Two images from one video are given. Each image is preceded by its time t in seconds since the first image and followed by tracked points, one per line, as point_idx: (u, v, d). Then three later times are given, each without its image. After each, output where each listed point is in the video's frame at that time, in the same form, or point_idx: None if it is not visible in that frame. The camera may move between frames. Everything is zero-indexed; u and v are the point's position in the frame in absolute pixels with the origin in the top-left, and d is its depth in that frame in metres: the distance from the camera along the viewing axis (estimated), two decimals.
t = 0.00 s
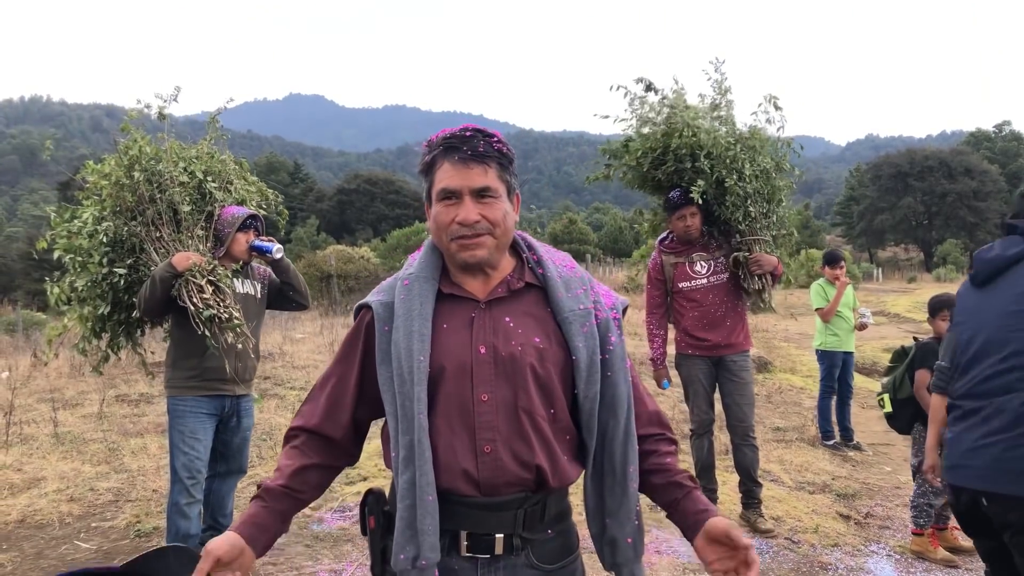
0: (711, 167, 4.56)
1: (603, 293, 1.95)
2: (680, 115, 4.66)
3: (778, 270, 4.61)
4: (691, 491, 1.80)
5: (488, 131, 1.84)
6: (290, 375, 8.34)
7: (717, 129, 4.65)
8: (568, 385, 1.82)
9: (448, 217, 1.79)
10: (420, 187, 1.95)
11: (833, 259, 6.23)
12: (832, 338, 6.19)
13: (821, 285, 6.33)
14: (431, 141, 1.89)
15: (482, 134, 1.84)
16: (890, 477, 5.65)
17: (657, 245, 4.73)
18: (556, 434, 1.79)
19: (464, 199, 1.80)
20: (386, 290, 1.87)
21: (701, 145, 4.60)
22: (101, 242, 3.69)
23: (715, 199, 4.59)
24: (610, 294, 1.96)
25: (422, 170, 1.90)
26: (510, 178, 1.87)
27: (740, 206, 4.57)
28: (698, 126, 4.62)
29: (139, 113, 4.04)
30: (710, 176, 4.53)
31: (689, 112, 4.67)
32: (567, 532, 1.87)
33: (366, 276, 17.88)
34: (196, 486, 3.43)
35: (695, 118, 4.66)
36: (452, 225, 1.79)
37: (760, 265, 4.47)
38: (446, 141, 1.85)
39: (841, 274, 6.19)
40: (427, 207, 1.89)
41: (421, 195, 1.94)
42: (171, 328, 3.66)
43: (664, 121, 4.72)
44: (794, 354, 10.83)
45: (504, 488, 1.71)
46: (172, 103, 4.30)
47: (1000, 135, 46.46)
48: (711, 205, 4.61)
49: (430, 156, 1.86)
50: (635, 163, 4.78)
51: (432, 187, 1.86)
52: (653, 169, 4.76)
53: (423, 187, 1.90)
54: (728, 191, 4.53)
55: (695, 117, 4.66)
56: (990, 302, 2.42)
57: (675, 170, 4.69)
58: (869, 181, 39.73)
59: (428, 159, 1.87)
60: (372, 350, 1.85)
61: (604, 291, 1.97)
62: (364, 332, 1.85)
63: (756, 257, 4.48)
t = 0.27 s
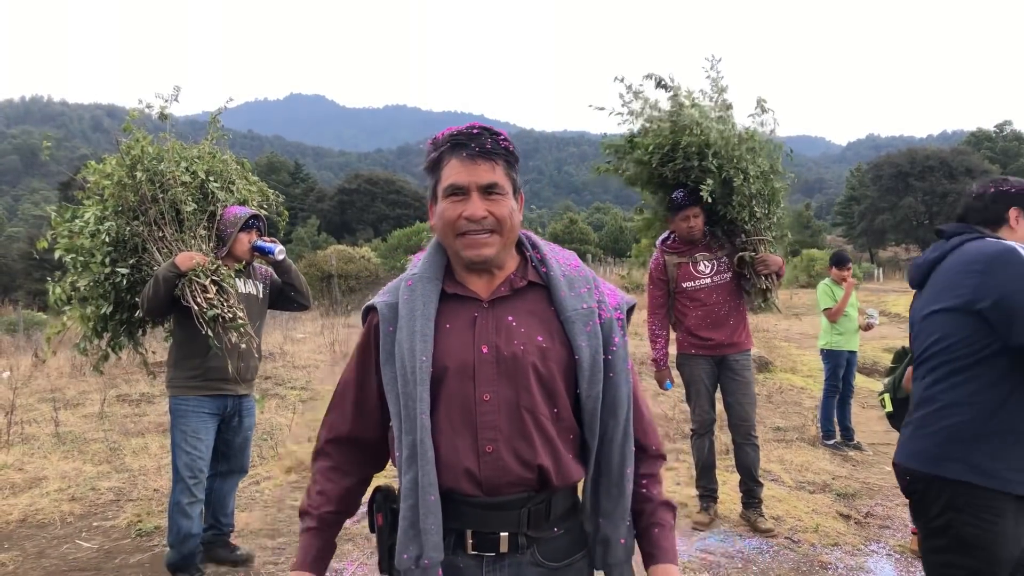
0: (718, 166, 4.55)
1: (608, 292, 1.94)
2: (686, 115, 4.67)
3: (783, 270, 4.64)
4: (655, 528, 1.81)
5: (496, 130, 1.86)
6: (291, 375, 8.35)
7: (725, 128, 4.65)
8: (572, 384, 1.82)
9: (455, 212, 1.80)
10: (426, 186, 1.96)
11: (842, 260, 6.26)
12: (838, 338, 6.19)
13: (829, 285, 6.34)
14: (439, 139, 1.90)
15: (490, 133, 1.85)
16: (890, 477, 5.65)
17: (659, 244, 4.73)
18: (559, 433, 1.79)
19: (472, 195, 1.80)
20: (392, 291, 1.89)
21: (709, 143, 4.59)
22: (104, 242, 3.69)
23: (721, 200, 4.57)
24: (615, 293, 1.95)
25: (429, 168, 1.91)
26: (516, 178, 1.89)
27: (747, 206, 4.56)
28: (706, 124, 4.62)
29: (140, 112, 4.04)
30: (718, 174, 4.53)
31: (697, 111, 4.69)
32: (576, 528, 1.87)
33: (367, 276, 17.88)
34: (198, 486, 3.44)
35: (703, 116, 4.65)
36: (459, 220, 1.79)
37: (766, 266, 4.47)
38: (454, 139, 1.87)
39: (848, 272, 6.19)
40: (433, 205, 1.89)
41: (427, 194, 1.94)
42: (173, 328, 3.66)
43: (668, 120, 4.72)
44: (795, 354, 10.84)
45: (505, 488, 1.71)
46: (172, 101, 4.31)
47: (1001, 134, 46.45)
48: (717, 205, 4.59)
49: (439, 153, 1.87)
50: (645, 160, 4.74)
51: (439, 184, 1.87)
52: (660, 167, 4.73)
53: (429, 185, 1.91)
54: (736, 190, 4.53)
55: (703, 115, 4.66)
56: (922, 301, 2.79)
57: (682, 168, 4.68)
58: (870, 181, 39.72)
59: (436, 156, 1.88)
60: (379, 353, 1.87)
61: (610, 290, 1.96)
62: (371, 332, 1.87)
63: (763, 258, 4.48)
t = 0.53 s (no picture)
0: (721, 166, 4.57)
1: (623, 289, 1.91)
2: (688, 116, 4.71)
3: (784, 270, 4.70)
4: (664, 535, 1.80)
5: (519, 132, 1.87)
6: (292, 375, 8.36)
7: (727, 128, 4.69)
8: (585, 383, 1.80)
9: (490, 211, 1.78)
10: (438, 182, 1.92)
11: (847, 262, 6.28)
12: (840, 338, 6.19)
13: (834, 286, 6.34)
14: (458, 137, 1.88)
15: (515, 133, 1.86)
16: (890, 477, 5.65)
17: (660, 244, 4.71)
18: (572, 431, 1.78)
19: (506, 194, 1.80)
20: (406, 294, 1.92)
21: (712, 143, 4.62)
22: (105, 241, 3.70)
23: (725, 200, 4.60)
24: (631, 291, 1.93)
25: (446, 165, 1.88)
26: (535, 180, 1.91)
27: (750, 206, 4.60)
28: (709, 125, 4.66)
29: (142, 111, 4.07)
30: (721, 175, 4.56)
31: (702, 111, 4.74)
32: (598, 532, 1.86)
33: (368, 276, 17.89)
34: (198, 486, 3.45)
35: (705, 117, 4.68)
36: (494, 219, 1.79)
37: (771, 264, 4.55)
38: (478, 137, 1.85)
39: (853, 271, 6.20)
40: (454, 202, 1.87)
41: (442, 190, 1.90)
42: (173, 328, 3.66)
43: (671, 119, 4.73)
44: (795, 354, 10.84)
45: (518, 485, 1.71)
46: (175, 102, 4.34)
47: (1002, 134, 46.43)
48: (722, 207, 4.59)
49: (464, 150, 1.84)
50: (653, 159, 4.71)
51: (462, 181, 1.84)
52: (666, 167, 4.72)
53: (447, 182, 1.88)
54: (739, 190, 4.57)
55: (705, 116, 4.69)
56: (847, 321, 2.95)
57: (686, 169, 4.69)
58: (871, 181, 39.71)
59: (459, 153, 1.85)
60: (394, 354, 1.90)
61: (626, 288, 1.93)
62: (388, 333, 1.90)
63: (768, 256, 4.56)
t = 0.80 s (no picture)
0: (720, 167, 4.58)
1: (650, 288, 1.87)
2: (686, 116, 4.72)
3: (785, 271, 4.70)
4: (707, 529, 1.72)
5: (543, 133, 1.86)
6: (292, 375, 8.37)
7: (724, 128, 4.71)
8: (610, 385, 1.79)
9: (514, 214, 1.79)
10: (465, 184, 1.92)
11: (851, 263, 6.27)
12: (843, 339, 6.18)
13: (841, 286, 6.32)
14: (482, 139, 1.88)
15: (538, 136, 1.85)
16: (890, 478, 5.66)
17: (661, 245, 4.72)
18: (598, 434, 1.77)
19: (532, 196, 1.79)
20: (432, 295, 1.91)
21: (711, 144, 4.62)
22: (109, 238, 3.70)
23: (725, 201, 4.59)
24: (660, 289, 1.88)
25: (471, 167, 1.88)
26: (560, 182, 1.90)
27: (750, 207, 4.59)
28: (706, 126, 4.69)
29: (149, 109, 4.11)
30: (720, 175, 4.56)
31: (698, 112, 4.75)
32: (618, 539, 1.86)
33: (368, 276, 17.90)
34: (199, 486, 3.45)
35: (703, 117, 4.70)
36: (519, 222, 1.78)
37: (773, 264, 4.55)
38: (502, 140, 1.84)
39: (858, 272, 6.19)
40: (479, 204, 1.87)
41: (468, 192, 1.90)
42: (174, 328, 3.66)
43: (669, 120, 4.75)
44: (796, 354, 10.85)
45: (543, 489, 1.72)
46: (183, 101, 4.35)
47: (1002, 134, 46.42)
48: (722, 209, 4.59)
49: (488, 152, 1.84)
50: (653, 160, 4.71)
51: (485, 184, 1.84)
52: (665, 168, 4.73)
53: (471, 184, 1.88)
54: (739, 190, 4.56)
55: (703, 116, 4.71)
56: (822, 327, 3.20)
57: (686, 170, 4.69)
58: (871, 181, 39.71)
59: (483, 156, 1.85)
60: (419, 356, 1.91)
61: (653, 287, 1.89)
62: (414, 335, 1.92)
63: (769, 257, 4.57)
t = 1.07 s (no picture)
0: (719, 167, 4.57)
1: (680, 296, 1.82)
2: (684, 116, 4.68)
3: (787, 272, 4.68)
4: (739, 537, 1.72)
5: (515, 141, 1.81)
6: (292, 375, 8.37)
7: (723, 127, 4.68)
8: (631, 392, 1.77)
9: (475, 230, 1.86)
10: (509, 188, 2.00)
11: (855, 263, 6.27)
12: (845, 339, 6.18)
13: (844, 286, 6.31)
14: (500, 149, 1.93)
15: (510, 145, 1.82)
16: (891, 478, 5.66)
17: (660, 244, 4.75)
18: (617, 441, 1.76)
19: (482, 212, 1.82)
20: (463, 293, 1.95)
21: (709, 144, 4.60)
22: (112, 235, 3.71)
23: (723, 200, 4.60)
24: (691, 296, 1.83)
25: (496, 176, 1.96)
26: (539, 185, 1.78)
27: (748, 206, 4.59)
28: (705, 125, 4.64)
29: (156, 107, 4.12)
30: (718, 175, 4.55)
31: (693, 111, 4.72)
32: (641, 546, 1.85)
33: (368, 276, 17.89)
34: (200, 486, 3.46)
35: (701, 116, 4.67)
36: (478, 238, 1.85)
37: (771, 266, 4.53)
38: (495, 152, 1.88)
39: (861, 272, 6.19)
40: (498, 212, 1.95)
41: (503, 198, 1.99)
42: (174, 327, 3.65)
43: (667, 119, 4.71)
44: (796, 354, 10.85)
45: (557, 493, 1.73)
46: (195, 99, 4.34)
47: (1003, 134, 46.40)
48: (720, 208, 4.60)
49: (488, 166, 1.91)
50: (648, 163, 4.73)
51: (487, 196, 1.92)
52: (663, 169, 4.73)
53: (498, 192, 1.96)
54: (736, 191, 4.56)
55: (701, 114, 4.68)
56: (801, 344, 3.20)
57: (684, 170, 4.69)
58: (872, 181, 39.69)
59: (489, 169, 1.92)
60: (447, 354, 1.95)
61: (684, 294, 1.84)
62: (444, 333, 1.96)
63: (767, 258, 4.54)
